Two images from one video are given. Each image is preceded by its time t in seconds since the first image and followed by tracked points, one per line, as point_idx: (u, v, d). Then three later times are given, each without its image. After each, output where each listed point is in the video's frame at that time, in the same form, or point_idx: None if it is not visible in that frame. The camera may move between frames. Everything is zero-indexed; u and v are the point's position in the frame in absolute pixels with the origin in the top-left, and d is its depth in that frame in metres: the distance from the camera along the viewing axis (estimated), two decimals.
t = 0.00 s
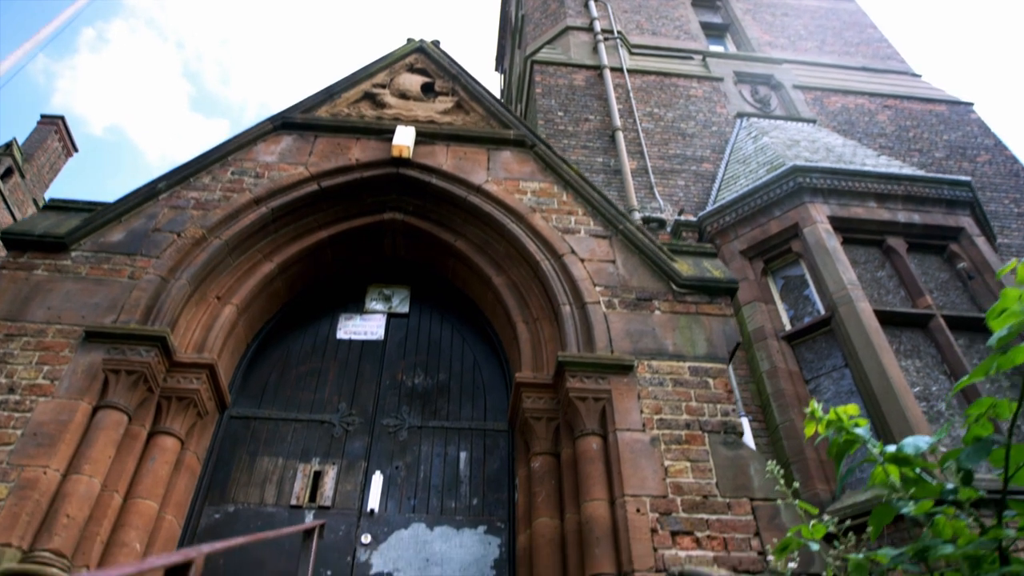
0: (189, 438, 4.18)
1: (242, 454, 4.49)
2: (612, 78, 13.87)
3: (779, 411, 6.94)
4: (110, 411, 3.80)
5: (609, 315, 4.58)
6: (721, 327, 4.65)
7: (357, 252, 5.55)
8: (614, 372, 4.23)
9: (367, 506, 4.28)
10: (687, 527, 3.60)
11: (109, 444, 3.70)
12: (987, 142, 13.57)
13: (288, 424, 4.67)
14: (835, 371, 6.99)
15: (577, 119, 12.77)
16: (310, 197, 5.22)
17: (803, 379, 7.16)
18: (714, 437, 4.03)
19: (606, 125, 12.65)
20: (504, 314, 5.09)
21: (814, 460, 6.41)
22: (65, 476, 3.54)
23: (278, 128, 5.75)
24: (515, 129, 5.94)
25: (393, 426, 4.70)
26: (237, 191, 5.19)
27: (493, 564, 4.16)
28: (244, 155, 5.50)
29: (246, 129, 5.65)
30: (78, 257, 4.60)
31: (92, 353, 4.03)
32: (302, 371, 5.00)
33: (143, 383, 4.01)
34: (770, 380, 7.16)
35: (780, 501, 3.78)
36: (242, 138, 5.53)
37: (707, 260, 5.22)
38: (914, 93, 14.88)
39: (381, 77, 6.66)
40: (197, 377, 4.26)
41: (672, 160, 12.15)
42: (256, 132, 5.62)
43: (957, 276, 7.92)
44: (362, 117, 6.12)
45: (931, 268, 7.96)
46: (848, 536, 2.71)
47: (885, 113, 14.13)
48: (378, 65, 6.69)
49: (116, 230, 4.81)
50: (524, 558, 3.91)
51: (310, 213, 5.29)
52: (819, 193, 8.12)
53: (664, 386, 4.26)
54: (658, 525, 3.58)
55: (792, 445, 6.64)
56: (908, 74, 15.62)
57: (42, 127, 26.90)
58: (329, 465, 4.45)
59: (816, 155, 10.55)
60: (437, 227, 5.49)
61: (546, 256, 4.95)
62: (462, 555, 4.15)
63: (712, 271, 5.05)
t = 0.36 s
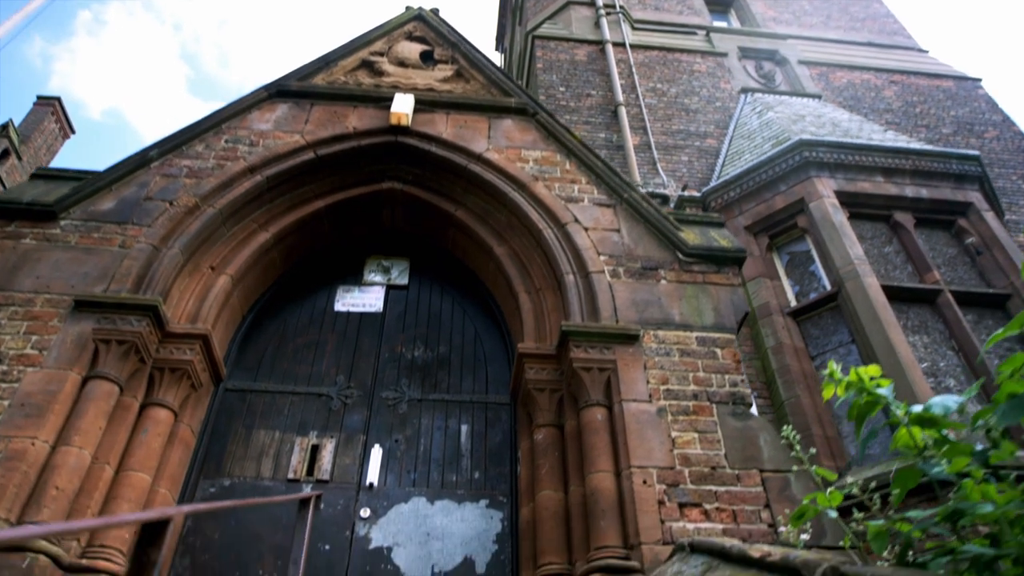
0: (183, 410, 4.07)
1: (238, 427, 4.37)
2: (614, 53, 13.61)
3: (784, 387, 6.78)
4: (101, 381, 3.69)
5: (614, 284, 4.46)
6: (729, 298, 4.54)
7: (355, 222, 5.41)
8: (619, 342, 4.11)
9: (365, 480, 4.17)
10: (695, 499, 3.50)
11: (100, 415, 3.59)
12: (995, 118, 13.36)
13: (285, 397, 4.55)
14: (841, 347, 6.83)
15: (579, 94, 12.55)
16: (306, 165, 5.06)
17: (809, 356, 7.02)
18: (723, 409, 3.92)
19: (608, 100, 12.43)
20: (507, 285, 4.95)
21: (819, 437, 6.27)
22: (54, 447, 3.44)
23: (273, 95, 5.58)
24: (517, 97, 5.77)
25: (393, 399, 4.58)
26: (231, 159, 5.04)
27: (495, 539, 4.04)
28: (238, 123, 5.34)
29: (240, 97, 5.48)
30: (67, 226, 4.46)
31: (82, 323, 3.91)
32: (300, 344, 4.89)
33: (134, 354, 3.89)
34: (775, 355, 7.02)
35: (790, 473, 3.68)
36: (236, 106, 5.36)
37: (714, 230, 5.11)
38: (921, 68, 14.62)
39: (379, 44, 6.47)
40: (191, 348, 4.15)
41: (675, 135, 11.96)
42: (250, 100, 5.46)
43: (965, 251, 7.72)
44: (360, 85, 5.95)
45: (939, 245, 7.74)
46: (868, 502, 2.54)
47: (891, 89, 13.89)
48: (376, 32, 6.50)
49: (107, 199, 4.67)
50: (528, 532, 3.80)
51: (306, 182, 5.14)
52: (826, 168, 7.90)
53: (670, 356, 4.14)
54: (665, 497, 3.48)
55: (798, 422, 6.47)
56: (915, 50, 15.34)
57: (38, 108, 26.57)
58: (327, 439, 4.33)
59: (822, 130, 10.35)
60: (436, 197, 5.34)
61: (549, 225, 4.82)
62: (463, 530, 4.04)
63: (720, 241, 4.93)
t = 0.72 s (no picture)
0: (178, 386, 3.95)
1: (235, 403, 4.25)
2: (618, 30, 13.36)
3: (792, 366, 6.47)
4: (92, 355, 3.57)
5: (620, 256, 4.34)
6: (740, 270, 4.43)
7: (354, 195, 5.27)
8: (626, 314, 3.99)
9: (365, 457, 4.03)
10: (706, 475, 3.38)
11: (91, 389, 3.48)
12: (1006, 95, 13.09)
13: (282, 373, 4.42)
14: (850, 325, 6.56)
15: (582, 72, 12.32)
16: (304, 136, 4.91)
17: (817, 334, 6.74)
18: (734, 381, 3.81)
19: (611, 78, 12.20)
20: (510, 258, 4.81)
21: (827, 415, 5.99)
22: (43, 422, 3.32)
23: (269, 66, 5.42)
24: (519, 67, 5.60)
25: (393, 375, 4.45)
26: (226, 130, 4.89)
27: (499, 516, 3.90)
28: (233, 93, 5.18)
29: (235, 67, 5.32)
30: (57, 198, 4.32)
31: (72, 295, 3.79)
32: (298, 319, 4.76)
33: (126, 327, 3.78)
34: (782, 334, 6.73)
35: (804, 448, 3.55)
36: (230, 76, 5.20)
37: (724, 201, 4.97)
38: (930, 45, 14.33)
39: (378, 15, 6.28)
40: (185, 322, 4.03)
41: (680, 113, 11.75)
42: (245, 70, 5.29)
43: (976, 229, 7.42)
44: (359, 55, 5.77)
45: (949, 222, 7.43)
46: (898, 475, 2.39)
47: (900, 66, 13.62)
48: (375, 3, 6.31)
49: (98, 170, 4.53)
50: (533, 509, 3.66)
51: (303, 154, 4.99)
52: (834, 144, 7.59)
53: (679, 329, 4.02)
54: (675, 472, 3.36)
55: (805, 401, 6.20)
56: (924, 27, 15.04)
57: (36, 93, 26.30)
58: (325, 416, 4.20)
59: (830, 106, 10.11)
60: (438, 169, 5.19)
61: (553, 196, 4.68)
62: (466, 508, 3.90)
63: (729, 212, 4.81)
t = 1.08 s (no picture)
0: (170, 366, 3.83)
1: (230, 385, 4.13)
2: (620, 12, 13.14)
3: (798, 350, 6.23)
4: (80, 333, 3.45)
5: (626, 234, 4.22)
6: (749, 247, 4.31)
7: (352, 173, 5.13)
8: (632, 293, 3.86)
9: (364, 440, 3.90)
10: (716, 457, 3.26)
11: (79, 368, 3.35)
12: (1014, 79, 12.88)
13: (279, 354, 4.30)
14: (857, 310, 6.28)
15: (585, 54, 12.11)
16: (301, 111, 4.77)
17: (823, 319, 6.47)
18: (745, 361, 3.69)
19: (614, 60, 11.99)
20: (513, 236, 4.68)
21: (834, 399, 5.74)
22: (29, 402, 3.20)
23: (265, 40, 5.25)
24: (521, 42, 5.44)
25: (393, 356, 4.32)
26: (220, 105, 4.74)
27: (502, 500, 3.78)
28: (228, 68, 5.02)
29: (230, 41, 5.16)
30: (45, 173, 4.19)
31: (60, 273, 3.66)
32: (294, 299, 4.63)
33: (116, 305, 3.65)
34: (788, 319, 6.44)
35: (817, 429, 3.43)
36: (224, 50, 5.05)
37: (732, 179, 4.84)
38: (938, 28, 14.09)
39: None
40: (177, 300, 3.90)
41: (684, 96, 11.57)
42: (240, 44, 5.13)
43: (985, 212, 7.17)
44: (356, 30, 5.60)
45: (957, 204, 7.18)
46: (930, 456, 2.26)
47: (907, 49, 13.40)
48: None
49: (88, 145, 4.39)
50: (537, 493, 3.54)
51: (299, 130, 4.85)
52: (841, 126, 7.30)
53: (688, 307, 3.90)
54: (684, 454, 3.24)
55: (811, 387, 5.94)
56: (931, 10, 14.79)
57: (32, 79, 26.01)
58: (323, 398, 4.07)
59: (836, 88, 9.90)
60: (438, 146, 5.05)
61: (557, 172, 4.54)
62: (468, 492, 3.78)
63: (739, 189, 4.68)
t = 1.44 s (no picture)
0: (166, 351, 3.71)
1: (227, 370, 4.01)
2: None
3: (807, 337, 5.80)
4: (71, 316, 3.33)
5: (635, 214, 4.09)
6: (762, 227, 4.19)
7: (353, 154, 5.00)
8: (643, 273, 3.75)
9: (366, 426, 3.79)
10: (731, 442, 3.15)
11: (70, 352, 3.24)
12: None
13: (278, 339, 4.18)
14: (867, 295, 5.90)
15: (588, 37, 11.89)
16: (299, 89, 4.63)
17: (832, 305, 6.06)
18: (759, 343, 3.57)
19: (618, 44, 11.78)
20: (518, 217, 4.55)
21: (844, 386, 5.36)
22: (19, 387, 3.08)
23: (262, 18, 5.09)
24: (525, 19, 5.27)
25: (395, 340, 4.21)
26: (216, 83, 4.60)
27: (508, 488, 3.67)
28: (224, 46, 4.87)
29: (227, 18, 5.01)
30: (36, 153, 4.07)
31: (51, 254, 3.54)
32: (294, 283, 4.51)
33: (109, 287, 3.53)
34: (796, 304, 6.00)
35: (834, 413, 3.32)
36: (221, 28, 4.90)
37: (742, 157, 4.71)
38: (947, 10, 13.83)
39: None
40: (173, 283, 3.78)
41: (689, 79, 11.39)
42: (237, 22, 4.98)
43: (997, 196, 6.85)
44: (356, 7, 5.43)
45: (968, 187, 6.87)
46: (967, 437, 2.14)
47: (915, 32, 13.16)
48: None
49: (80, 124, 4.26)
50: (543, 480, 3.43)
51: (298, 109, 4.71)
52: (850, 109, 6.98)
53: (699, 289, 3.77)
54: (697, 439, 3.13)
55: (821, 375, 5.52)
56: None
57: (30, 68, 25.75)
58: (323, 383, 3.96)
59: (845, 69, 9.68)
60: (440, 125, 4.90)
61: (563, 151, 4.41)
62: (473, 479, 3.67)
63: (750, 167, 4.55)
